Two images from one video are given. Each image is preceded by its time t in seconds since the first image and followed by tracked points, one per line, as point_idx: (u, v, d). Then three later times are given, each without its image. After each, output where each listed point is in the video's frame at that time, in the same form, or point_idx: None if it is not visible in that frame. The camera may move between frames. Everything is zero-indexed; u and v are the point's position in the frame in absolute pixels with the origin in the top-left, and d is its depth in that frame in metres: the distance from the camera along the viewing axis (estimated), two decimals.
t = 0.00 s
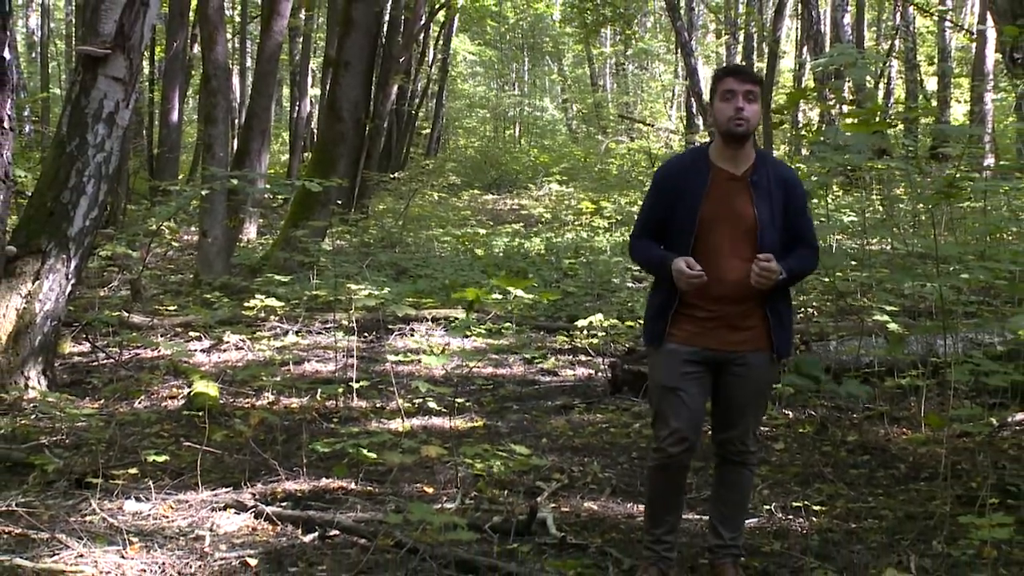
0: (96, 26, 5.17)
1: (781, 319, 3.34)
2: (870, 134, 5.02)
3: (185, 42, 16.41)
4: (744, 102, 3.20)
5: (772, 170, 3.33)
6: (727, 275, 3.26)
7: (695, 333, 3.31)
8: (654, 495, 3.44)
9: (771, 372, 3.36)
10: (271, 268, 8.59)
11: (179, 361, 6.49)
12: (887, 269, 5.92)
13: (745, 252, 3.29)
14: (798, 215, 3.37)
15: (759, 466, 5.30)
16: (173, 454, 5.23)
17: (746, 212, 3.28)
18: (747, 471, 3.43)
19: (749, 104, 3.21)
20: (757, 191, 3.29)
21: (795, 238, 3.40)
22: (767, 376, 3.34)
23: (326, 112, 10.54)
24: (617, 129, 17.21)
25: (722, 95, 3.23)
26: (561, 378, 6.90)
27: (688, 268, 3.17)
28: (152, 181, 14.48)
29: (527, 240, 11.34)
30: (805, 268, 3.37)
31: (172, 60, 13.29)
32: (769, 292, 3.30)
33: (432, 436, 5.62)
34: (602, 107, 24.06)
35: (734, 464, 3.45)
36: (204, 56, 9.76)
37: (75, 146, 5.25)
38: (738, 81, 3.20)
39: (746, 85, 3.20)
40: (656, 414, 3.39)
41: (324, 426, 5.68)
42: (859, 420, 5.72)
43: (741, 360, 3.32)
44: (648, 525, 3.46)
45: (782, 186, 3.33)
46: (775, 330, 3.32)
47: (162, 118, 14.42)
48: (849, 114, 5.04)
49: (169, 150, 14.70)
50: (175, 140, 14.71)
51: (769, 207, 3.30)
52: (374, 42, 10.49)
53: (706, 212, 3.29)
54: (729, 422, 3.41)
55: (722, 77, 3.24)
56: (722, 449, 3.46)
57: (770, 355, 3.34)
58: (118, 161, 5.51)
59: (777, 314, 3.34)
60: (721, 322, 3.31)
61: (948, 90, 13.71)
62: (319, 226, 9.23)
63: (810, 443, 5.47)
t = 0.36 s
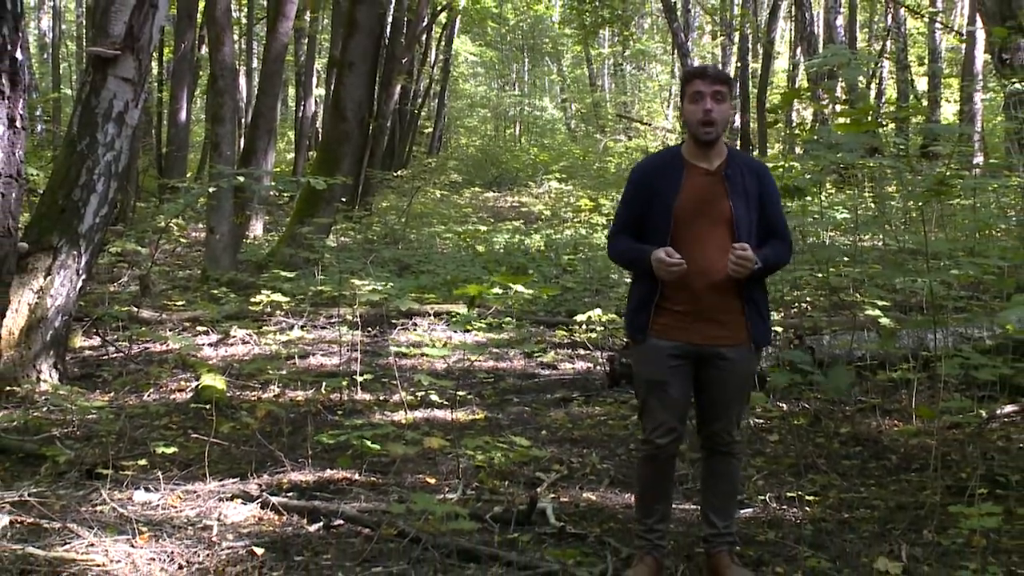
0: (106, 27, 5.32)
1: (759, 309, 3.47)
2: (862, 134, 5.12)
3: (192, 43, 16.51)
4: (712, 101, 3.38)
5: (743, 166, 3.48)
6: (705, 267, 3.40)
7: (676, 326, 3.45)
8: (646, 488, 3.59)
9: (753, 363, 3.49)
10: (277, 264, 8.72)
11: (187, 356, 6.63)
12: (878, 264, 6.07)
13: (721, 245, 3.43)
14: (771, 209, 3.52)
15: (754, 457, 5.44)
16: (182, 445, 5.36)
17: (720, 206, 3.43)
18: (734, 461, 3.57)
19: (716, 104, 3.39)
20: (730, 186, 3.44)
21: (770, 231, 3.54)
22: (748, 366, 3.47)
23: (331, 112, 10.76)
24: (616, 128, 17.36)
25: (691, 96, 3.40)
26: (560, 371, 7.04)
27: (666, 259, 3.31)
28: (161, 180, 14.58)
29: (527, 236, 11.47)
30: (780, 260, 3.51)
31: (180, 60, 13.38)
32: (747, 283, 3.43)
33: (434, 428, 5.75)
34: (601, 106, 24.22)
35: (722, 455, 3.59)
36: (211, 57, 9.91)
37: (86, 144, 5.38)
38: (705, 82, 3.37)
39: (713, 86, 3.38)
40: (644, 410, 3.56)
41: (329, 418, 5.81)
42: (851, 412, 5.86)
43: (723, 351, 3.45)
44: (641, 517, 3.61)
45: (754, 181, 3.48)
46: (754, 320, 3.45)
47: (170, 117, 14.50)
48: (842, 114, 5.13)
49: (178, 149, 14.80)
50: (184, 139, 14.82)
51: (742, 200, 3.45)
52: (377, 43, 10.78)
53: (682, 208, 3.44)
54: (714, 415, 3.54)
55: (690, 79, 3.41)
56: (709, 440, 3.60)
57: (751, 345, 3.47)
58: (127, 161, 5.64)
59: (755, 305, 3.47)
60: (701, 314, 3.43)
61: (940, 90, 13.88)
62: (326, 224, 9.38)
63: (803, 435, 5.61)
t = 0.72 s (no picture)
0: (116, 27, 5.51)
1: (743, 302, 3.59)
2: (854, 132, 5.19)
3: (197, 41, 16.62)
4: (691, 100, 3.50)
5: (727, 162, 3.59)
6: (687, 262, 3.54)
7: (661, 319, 3.60)
8: (642, 479, 3.72)
9: (739, 354, 3.61)
10: (282, 259, 8.86)
11: (194, 349, 6.77)
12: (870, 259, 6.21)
13: (704, 240, 3.56)
14: (755, 203, 3.63)
15: (748, 448, 5.57)
16: (190, 436, 5.48)
17: (702, 202, 3.56)
18: (724, 451, 3.70)
19: (695, 104, 3.51)
20: (712, 182, 3.56)
21: (755, 225, 3.65)
22: (734, 358, 3.59)
23: (334, 110, 10.97)
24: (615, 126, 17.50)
25: (670, 96, 3.53)
26: (559, 364, 7.18)
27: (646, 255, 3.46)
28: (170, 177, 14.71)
29: (526, 231, 11.62)
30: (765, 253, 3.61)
31: (188, 59, 13.47)
32: (730, 277, 3.56)
33: (436, 419, 5.89)
34: (600, 103, 24.37)
35: (713, 445, 3.71)
36: (217, 56, 10.04)
37: (94, 142, 5.58)
38: (683, 82, 3.49)
39: (691, 86, 3.50)
40: (637, 402, 3.71)
41: (333, 410, 5.95)
42: (843, 403, 6.00)
43: (708, 343, 3.57)
44: (638, 507, 3.74)
45: (736, 176, 3.59)
46: (738, 313, 3.56)
47: (177, 115, 14.59)
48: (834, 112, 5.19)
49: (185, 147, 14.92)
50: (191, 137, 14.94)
51: (725, 196, 3.56)
52: (380, 44, 11.00)
53: (665, 204, 3.58)
54: (704, 407, 3.67)
55: (670, 79, 3.53)
56: (699, 431, 3.73)
57: (735, 338, 3.59)
58: (135, 158, 5.84)
59: (739, 298, 3.59)
60: (686, 307, 3.58)
61: (929, 89, 14.10)
62: (330, 220, 9.52)
63: (797, 426, 5.74)
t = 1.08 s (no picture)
0: (124, 28, 5.69)
1: (737, 295, 3.71)
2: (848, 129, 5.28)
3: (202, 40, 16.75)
4: (684, 98, 3.62)
5: (721, 159, 3.71)
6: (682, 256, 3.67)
7: (657, 311, 3.72)
8: (640, 469, 3.85)
9: (734, 346, 3.72)
10: (287, 254, 9.00)
11: (202, 342, 6.90)
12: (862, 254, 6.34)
13: (698, 234, 3.69)
14: (749, 198, 3.74)
15: (743, 439, 5.70)
16: (197, 427, 5.61)
17: (696, 198, 3.68)
18: (720, 441, 3.83)
19: (689, 102, 3.63)
20: (706, 178, 3.68)
21: (749, 219, 3.76)
22: (728, 350, 3.71)
23: (338, 108, 11.12)
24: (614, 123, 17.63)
25: (664, 95, 3.65)
26: (558, 357, 7.32)
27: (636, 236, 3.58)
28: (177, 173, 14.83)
29: (526, 227, 11.75)
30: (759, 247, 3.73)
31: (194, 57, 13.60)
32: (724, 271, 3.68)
33: (438, 410, 6.03)
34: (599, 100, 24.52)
35: (709, 436, 3.84)
36: (224, 54, 10.17)
37: (103, 140, 5.76)
38: (677, 81, 3.61)
39: (685, 86, 3.62)
40: (635, 395, 3.83)
41: (338, 401, 6.09)
42: (836, 395, 6.13)
43: (703, 335, 3.69)
44: (636, 496, 3.87)
45: (730, 172, 3.71)
46: (732, 305, 3.68)
47: (184, 113, 14.72)
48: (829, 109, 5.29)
49: (191, 144, 15.05)
50: (197, 134, 15.07)
51: (718, 191, 3.69)
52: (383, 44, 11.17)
53: (660, 200, 3.70)
54: (700, 398, 3.79)
55: (664, 78, 3.65)
56: (696, 422, 3.85)
57: (730, 330, 3.71)
58: (143, 154, 6.03)
59: (733, 291, 3.71)
60: (681, 300, 3.70)
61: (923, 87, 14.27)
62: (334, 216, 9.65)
63: (792, 418, 5.87)
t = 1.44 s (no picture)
0: (130, 27, 5.86)
1: (736, 292, 3.81)
2: (843, 127, 5.37)
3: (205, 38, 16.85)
4: (685, 98, 3.71)
5: (720, 159, 3.81)
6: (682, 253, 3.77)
7: (656, 308, 3.81)
8: (639, 462, 3.94)
9: (732, 342, 3.83)
10: (290, 251, 9.10)
11: (207, 337, 7.01)
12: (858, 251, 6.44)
13: (698, 231, 3.79)
14: (746, 197, 3.85)
15: (740, 432, 5.81)
16: (203, 420, 5.71)
17: (696, 196, 3.78)
18: (718, 435, 3.93)
19: (690, 103, 3.72)
20: (706, 177, 3.78)
21: (747, 218, 3.87)
22: (727, 345, 3.81)
23: (341, 107, 11.22)
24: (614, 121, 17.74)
25: (666, 95, 3.74)
26: (558, 351, 7.43)
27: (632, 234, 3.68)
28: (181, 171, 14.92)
29: (526, 224, 11.87)
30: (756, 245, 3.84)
31: (198, 57, 13.69)
32: (724, 268, 3.78)
33: (440, 404, 6.13)
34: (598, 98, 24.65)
35: (707, 429, 3.94)
36: (227, 54, 10.26)
37: (110, 138, 5.88)
38: (678, 82, 3.69)
39: (686, 85, 3.70)
40: (633, 389, 3.92)
41: (341, 395, 6.19)
42: (831, 390, 6.24)
43: (702, 331, 3.79)
44: (634, 489, 3.97)
45: (729, 171, 3.82)
46: (731, 302, 3.78)
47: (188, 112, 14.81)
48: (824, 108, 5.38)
49: (196, 142, 15.16)
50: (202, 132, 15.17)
51: (718, 190, 3.79)
52: (385, 43, 11.27)
53: (660, 198, 3.79)
54: (698, 392, 3.89)
55: (665, 79, 3.74)
56: (694, 416, 3.95)
57: (729, 325, 3.81)
58: (149, 152, 6.15)
59: (732, 288, 3.81)
60: (681, 297, 3.78)
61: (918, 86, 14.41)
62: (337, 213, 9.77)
63: (787, 412, 5.97)
